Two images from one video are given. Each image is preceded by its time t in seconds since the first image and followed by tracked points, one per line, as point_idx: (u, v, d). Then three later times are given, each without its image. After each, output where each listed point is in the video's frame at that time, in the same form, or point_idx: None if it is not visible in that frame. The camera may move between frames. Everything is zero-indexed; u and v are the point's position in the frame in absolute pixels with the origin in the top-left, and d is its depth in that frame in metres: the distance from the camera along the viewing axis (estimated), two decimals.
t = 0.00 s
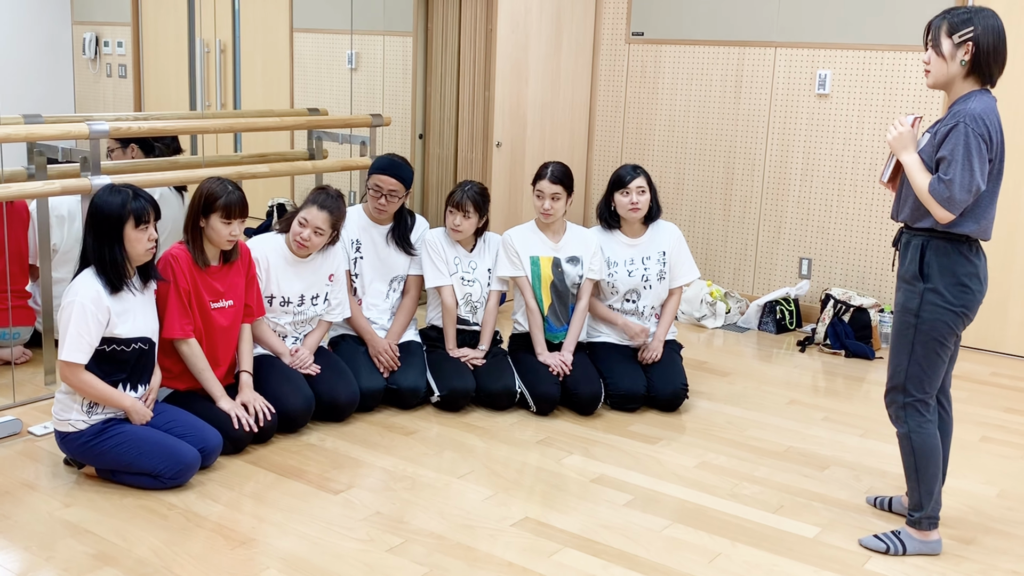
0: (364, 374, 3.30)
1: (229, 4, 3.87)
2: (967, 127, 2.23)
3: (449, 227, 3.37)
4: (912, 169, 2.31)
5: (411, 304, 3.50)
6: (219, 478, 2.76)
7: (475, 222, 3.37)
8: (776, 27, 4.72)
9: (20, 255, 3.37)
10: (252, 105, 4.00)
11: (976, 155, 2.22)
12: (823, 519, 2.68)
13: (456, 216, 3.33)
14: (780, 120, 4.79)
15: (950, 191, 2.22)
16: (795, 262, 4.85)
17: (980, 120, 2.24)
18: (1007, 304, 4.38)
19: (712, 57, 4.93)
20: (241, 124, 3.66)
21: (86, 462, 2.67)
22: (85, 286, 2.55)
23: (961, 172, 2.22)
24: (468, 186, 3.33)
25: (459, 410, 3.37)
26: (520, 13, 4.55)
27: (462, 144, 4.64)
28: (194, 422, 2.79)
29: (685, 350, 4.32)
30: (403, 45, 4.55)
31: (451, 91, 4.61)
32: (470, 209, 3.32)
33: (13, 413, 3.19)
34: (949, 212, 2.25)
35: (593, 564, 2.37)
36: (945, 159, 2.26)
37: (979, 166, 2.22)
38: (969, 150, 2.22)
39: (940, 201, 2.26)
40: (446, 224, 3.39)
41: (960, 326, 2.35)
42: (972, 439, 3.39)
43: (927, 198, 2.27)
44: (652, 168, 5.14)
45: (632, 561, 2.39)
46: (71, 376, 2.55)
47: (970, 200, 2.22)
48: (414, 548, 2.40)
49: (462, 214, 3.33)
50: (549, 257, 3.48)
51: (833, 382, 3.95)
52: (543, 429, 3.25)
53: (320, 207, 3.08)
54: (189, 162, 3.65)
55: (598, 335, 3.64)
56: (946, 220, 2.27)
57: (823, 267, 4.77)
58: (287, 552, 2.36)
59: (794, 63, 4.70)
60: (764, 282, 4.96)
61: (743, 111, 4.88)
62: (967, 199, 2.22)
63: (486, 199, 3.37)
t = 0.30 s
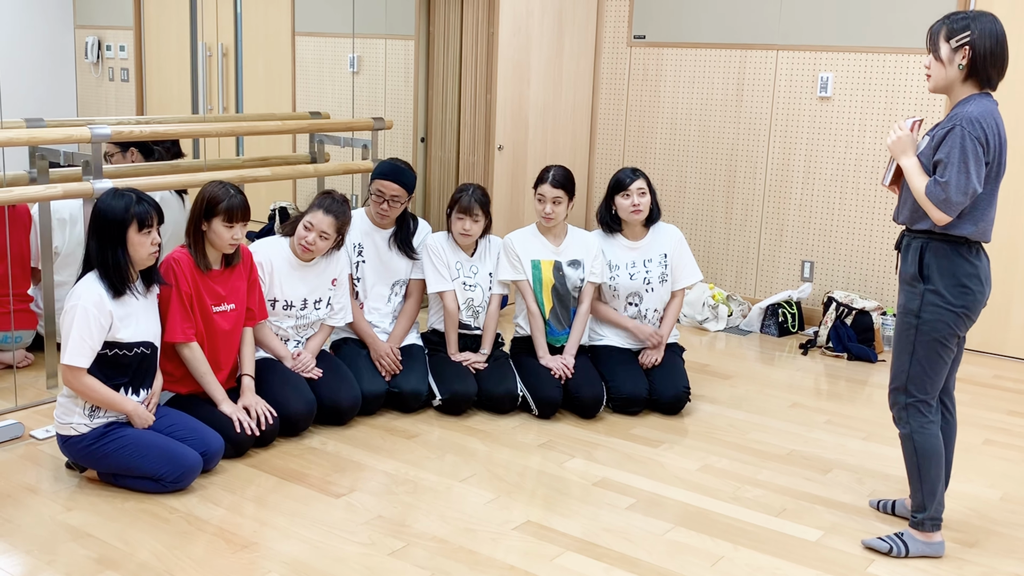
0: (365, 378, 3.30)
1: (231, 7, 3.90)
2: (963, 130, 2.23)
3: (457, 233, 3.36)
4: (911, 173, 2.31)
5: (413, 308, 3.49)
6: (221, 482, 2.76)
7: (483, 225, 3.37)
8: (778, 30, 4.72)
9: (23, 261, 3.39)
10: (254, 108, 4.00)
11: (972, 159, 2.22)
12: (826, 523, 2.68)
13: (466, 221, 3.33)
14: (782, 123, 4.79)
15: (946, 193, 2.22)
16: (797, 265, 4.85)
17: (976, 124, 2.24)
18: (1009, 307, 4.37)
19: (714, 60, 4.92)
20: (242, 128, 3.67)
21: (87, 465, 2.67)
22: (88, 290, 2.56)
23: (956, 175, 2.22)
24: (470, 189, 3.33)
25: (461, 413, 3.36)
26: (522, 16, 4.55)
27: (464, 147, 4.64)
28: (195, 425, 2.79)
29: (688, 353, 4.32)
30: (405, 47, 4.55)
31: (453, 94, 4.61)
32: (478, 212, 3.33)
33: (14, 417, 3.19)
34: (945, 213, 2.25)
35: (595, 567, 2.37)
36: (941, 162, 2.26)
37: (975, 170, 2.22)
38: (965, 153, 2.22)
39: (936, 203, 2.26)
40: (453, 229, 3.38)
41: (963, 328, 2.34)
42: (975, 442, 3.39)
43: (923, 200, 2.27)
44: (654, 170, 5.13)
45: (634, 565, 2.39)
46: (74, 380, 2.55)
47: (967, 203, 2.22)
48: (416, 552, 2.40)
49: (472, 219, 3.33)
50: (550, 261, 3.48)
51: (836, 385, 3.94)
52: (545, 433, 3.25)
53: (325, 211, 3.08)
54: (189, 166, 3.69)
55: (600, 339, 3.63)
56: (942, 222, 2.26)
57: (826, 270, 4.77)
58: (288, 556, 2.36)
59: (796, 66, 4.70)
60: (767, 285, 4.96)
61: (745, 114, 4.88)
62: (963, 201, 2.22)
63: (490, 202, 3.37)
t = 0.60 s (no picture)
0: (368, 382, 3.30)
1: (234, 11, 3.93)
2: (961, 132, 2.23)
3: (480, 237, 3.34)
4: (910, 174, 2.30)
5: (416, 313, 3.49)
6: (224, 486, 2.76)
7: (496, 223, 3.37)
8: (780, 34, 4.72)
9: (26, 264, 3.41)
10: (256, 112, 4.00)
11: (970, 160, 2.22)
12: (829, 527, 2.67)
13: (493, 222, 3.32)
14: (784, 127, 4.79)
15: (945, 193, 2.22)
16: (800, 268, 4.85)
17: (975, 125, 2.23)
18: (1012, 310, 4.37)
19: (715, 63, 4.92)
20: (245, 132, 3.67)
21: (89, 470, 2.67)
22: (91, 295, 2.56)
23: (955, 176, 2.21)
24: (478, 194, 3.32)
25: (464, 417, 3.36)
26: (524, 19, 4.55)
27: (466, 150, 4.64)
28: (198, 430, 2.78)
29: (690, 357, 4.31)
30: (407, 51, 4.55)
31: (455, 98, 4.61)
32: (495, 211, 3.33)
33: (17, 421, 3.19)
34: (944, 214, 2.24)
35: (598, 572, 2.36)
36: (940, 163, 2.26)
37: (974, 171, 2.21)
38: (963, 153, 2.22)
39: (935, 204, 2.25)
40: (467, 232, 3.36)
41: (964, 329, 2.34)
42: (978, 446, 3.38)
43: (922, 201, 2.27)
44: (656, 173, 5.13)
45: (637, 569, 2.39)
46: (76, 384, 2.55)
47: (966, 203, 2.22)
48: (419, 556, 2.40)
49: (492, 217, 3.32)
50: (553, 266, 3.47)
51: (839, 389, 3.94)
52: (547, 437, 3.24)
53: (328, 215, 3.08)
54: (192, 170, 3.66)
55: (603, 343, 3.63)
56: (942, 223, 2.26)
57: (828, 274, 4.76)
58: (291, 560, 2.36)
59: (798, 70, 4.70)
60: (769, 289, 4.96)
61: (747, 117, 4.88)
62: (962, 202, 2.21)
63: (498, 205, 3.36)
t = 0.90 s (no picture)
0: (368, 385, 3.30)
1: (234, 16, 3.92)
2: (964, 133, 2.23)
3: (479, 238, 3.34)
4: (910, 176, 2.30)
5: (416, 316, 3.49)
6: (224, 489, 2.76)
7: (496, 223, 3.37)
8: (779, 36, 4.73)
9: (26, 266, 3.39)
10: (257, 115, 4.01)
11: (974, 162, 2.22)
12: (830, 530, 2.67)
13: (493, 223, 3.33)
14: (784, 129, 4.79)
15: (948, 195, 2.22)
16: (800, 270, 4.84)
17: (976, 127, 2.24)
18: (1013, 312, 4.36)
19: (715, 65, 4.93)
20: (245, 135, 3.67)
21: (91, 473, 2.67)
22: (93, 298, 2.56)
23: (959, 178, 2.22)
24: (476, 195, 3.32)
25: (464, 420, 3.36)
26: (524, 22, 4.56)
27: (467, 153, 4.64)
28: (198, 433, 2.78)
29: (691, 359, 4.31)
30: (407, 54, 4.56)
31: (455, 101, 4.61)
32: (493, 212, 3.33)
33: (18, 424, 3.19)
34: (948, 216, 2.25)
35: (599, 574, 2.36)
36: (943, 165, 2.26)
37: (977, 172, 2.22)
38: (966, 155, 2.22)
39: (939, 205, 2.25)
40: (467, 235, 3.36)
41: (959, 332, 2.35)
42: (979, 448, 3.38)
43: (925, 203, 2.27)
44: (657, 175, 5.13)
45: (638, 572, 2.38)
46: (77, 388, 2.55)
47: (969, 205, 2.22)
48: (420, 559, 2.40)
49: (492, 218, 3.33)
50: (555, 270, 3.47)
51: (839, 391, 3.94)
52: (548, 439, 3.24)
53: (328, 215, 3.08)
54: (192, 173, 3.67)
55: (603, 345, 3.63)
56: (945, 225, 2.26)
57: (829, 276, 4.76)
58: (292, 563, 2.36)
59: (799, 72, 4.70)
60: (770, 291, 4.95)
61: (747, 119, 4.88)
62: (966, 203, 2.22)
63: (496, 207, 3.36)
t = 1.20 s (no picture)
0: (367, 387, 3.30)
1: (231, 16, 3.90)
2: (959, 134, 2.24)
3: (478, 237, 3.34)
4: (905, 177, 2.30)
5: (415, 318, 3.49)
6: (223, 491, 2.76)
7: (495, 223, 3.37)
8: (777, 37, 4.73)
9: (24, 270, 3.41)
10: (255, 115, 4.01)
11: (969, 162, 2.22)
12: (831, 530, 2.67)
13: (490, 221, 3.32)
14: (783, 130, 4.79)
15: (944, 196, 2.22)
16: (799, 271, 4.85)
17: (971, 127, 2.25)
18: (1012, 312, 4.37)
19: (713, 66, 4.93)
20: (243, 136, 3.67)
21: (89, 474, 2.67)
22: (92, 300, 2.55)
23: (955, 178, 2.22)
24: (474, 195, 3.32)
25: (463, 421, 3.36)
26: (522, 24, 4.55)
27: (465, 154, 4.65)
28: (197, 434, 2.78)
29: (689, 360, 4.31)
30: (405, 55, 4.57)
31: (454, 102, 4.61)
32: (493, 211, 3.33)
33: (16, 426, 3.18)
34: (944, 217, 2.24)
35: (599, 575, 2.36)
36: (938, 165, 2.26)
37: (973, 172, 2.22)
38: (961, 155, 2.23)
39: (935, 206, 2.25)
40: (466, 234, 3.36)
41: (947, 331, 2.35)
42: (978, 448, 3.38)
43: (921, 203, 2.27)
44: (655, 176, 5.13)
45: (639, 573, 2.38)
46: (76, 390, 2.55)
47: (965, 205, 2.22)
48: (419, 560, 2.40)
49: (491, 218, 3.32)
50: (553, 272, 3.46)
51: (838, 391, 3.94)
52: (547, 440, 3.24)
53: (324, 212, 3.08)
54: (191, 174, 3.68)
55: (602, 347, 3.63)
56: (941, 225, 2.26)
57: (828, 276, 4.76)
58: (291, 565, 2.35)
59: (797, 73, 4.70)
60: (768, 291, 4.96)
61: (746, 120, 4.88)
62: (962, 203, 2.22)
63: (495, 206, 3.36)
